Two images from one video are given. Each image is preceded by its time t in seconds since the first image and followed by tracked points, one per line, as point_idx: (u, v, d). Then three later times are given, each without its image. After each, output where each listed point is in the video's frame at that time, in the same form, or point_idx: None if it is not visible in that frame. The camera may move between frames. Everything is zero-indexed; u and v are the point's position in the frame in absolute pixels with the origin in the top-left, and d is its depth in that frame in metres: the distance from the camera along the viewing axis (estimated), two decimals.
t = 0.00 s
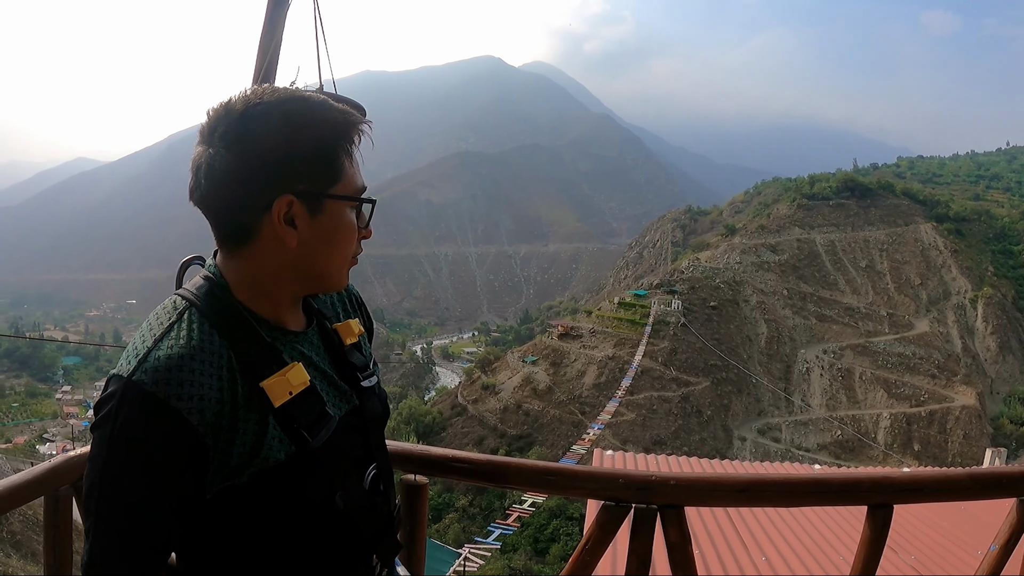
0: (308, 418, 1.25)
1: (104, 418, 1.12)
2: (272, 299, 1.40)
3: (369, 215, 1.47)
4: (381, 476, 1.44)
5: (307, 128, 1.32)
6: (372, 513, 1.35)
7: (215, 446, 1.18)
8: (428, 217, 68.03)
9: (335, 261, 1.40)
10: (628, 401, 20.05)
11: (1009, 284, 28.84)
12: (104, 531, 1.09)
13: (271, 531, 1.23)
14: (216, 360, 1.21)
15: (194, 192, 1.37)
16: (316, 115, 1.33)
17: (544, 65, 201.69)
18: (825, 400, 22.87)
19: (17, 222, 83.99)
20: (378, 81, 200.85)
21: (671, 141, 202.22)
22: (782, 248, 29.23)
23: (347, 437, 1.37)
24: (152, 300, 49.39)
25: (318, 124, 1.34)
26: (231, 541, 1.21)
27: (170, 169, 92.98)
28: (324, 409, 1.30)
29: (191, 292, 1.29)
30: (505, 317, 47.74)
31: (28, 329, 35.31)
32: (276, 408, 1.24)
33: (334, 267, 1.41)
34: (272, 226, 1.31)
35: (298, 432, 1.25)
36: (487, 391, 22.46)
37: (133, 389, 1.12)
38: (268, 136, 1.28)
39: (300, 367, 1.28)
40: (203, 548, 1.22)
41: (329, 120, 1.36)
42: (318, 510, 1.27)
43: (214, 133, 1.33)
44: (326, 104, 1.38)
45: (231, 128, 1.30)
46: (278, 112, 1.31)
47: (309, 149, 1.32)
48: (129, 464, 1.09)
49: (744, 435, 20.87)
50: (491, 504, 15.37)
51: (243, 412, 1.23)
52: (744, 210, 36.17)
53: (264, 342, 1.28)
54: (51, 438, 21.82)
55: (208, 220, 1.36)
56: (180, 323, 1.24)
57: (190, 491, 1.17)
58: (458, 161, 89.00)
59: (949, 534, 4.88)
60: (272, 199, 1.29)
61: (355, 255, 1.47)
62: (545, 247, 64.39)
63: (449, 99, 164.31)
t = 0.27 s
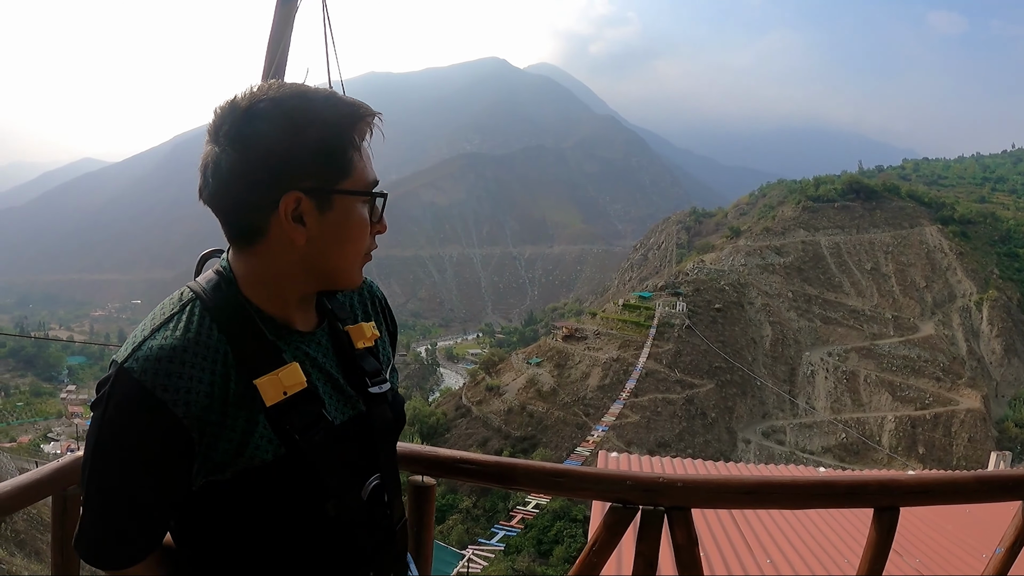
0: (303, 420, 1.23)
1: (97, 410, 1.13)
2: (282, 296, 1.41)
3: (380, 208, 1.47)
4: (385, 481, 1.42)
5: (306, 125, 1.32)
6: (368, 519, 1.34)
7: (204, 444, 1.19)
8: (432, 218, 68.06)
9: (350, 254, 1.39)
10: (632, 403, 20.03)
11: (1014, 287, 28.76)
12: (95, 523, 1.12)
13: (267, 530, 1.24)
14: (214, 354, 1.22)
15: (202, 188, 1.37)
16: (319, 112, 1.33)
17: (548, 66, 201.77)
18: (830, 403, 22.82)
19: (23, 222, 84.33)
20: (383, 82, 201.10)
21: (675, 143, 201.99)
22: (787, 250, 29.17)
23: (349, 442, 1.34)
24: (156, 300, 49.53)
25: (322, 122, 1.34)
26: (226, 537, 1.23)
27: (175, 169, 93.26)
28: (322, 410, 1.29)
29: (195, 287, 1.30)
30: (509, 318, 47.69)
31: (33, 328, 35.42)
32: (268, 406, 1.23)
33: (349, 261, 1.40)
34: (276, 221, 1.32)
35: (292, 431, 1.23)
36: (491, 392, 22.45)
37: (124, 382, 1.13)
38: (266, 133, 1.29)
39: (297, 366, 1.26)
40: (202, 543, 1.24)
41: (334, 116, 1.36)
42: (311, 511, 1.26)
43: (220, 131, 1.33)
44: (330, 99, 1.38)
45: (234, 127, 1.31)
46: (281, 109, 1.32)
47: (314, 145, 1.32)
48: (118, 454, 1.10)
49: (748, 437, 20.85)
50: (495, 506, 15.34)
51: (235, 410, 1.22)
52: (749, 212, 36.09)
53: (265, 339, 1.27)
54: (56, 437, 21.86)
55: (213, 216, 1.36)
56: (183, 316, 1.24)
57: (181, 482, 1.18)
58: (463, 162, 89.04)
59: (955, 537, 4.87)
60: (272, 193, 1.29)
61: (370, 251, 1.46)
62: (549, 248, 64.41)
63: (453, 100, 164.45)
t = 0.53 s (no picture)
0: (292, 424, 1.21)
1: (91, 401, 1.15)
2: (282, 298, 1.39)
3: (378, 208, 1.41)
4: (382, 491, 1.39)
5: (298, 124, 1.30)
6: (357, 529, 1.31)
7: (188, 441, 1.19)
8: (432, 217, 68.05)
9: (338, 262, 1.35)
10: (632, 402, 20.05)
11: (1014, 287, 28.77)
12: (88, 508, 1.16)
13: (254, 541, 1.21)
14: (209, 352, 1.22)
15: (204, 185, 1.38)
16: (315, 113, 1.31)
17: (549, 65, 201.68)
18: (830, 402, 22.83)
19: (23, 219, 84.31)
20: (383, 80, 200.98)
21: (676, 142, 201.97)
22: (787, 249, 29.19)
23: (344, 449, 1.32)
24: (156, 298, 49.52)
25: (313, 121, 1.31)
26: (212, 542, 1.21)
27: (176, 168, 93.26)
28: (315, 415, 1.27)
29: (201, 282, 1.32)
30: (509, 317, 47.68)
31: (32, 326, 35.45)
32: (257, 407, 1.22)
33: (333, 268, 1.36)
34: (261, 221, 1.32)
35: (282, 433, 1.21)
36: (491, 391, 22.47)
37: (116, 371, 1.14)
38: (261, 132, 1.30)
39: (290, 369, 1.25)
40: (189, 545, 1.23)
41: (323, 117, 1.32)
42: (298, 518, 1.23)
43: (222, 129, 1.33)
44: (328, 96, 1.35)
45: (234, 126, 1.31)
46: (276, 109, 1.30)
47: (305, 146, 1.31)
48: (111, 443, 1.13)
49: (747, 436, 20.84)
50: (494, 504, 15.32)
51: (225, 409, 1.22)
52: (749, 211, 36.11)
53: (260, 338, 1.26)
54: (55, 435, 21.87)
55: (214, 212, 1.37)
56: (183, 311, 1.26)
57: (170, 475, 1.19)
58: (463, 161, 89.05)
59: (953, 536, 4.87)
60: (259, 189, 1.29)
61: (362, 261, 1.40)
62: (549, 247, 64.40)
63: (453, 99, 164.38)
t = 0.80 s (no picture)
0: (289, 420, 1.19)
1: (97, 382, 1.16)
2: (279, 293, 1.37)
3: (354, 203, 1.34)
4: (381, 497, 1.35)
5: (289, 119, 1.30)
6: (350, 534, 1.27)
7: (185, 431, 1.18)
8: (436, 215, 68.08)
9: (291, 260, 1.28)
10: (635, 401, 20.05)
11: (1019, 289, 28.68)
12: (84, 488, 1.16)
13: (247, 543, 1.19)
14: (213, 341, 1.22)
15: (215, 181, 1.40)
16: (298, 110, 1.30)
17: (554, 64, 201.59)
18: (833, 403, 22.78)
19: (30, 215, 84.67)
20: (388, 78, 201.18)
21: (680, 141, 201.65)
22: (792, 250, 29.14)
23: (344, 447, 1.29)
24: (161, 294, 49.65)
25: (302, 116, 1.30)
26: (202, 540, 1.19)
27: (180, 165, 93.56)
28: (313, 411, 1.24)
29: (215, 272, 1.32)
30: (513, 315, 47.67)
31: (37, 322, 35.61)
32: (255, 399, 1.20)
33: (284, 265, 1.29)
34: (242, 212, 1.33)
35: (275, 428, 1.19)
36: (494, 389, 22.51)
37: (121, 353, 1.15)
38: (262, 128, 1.31)
39: (290, 365, 1.23)
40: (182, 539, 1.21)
41: (294, 111, 1.30)
42: (289, 517, 1.20)
43: (231, 125, 1.36)
44: (319, 91, 1.34)
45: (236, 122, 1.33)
46: (271, 105, 1.31)
47: (293, 139, 1.29)
48: (114, 423, 1.13)
49: (751, 436, 20.80)
50: (497, 502, 15.29)
51: (222, 400, 1.21)
52: (754, 211, 36.06)
53: (264, 329, 1.25)
54: (59, 431, 21.99)
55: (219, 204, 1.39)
56: (193, 299, 1.26)
57: (169, 460, 1.19)
58: (467, 159, 89.04)
59: (957, 538, 4.86)
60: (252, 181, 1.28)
61: (334, 261, 1.31)
62: (553, 246, 64.34)
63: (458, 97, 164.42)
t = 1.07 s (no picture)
0: (286, 413, 1.19)
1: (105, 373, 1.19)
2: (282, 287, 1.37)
3: (342, 192, 1.33)
4: (383, 500, 1.32)
5: (285, 116, 1.34)
6: (346, 533, 1.25)
7: (183, 420, 1.19)
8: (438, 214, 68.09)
9: (277, 249, 1.28)
10: (637, 402, 20.04)
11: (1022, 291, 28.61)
12: (90, 471, 1.20)
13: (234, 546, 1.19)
14: (217, 332, 1.24)
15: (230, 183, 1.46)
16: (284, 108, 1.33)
17: (557, 64, 201.51)
18: (835, 405, 22.74)
19: (32, 213, 84.81)
20: (391, 77, 201.22)
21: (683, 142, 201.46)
22: (794, 251, 29.11)
23: (342, 445, 1.27)
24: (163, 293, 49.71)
25: (295, 111, 1.33)
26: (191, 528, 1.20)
27: (183, 164, 93.68)
28: (311, 406, 1.23)
29: (232, 269, 1.36)
30: (515, 315, 47.68)
31: (39, 320, 35.65)
32: (250, 388, 1.20)
33: (270, 254, 1.30)
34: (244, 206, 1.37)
35: (270, 421, 1.18)
36: (496, 389, 22.47)
37: (129, 339, 1.19)
38: (262, 125, 1.35)
39: (287, 358, 1.22)
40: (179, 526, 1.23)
41: (291, 107, 1.33)
42: (281, 514, 1.19)
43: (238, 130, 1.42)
44: (311, 88, 1.36)
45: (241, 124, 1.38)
46: (270, 103, 1.35)
47: (285, 135, 1.32)
48: (121, 407, 1.17)
49: (752, 438, 20.77)
50: (498, 502, 15.30)
51: (219, 394, 1.21)
52: (757, 212, 35.99)
53: (264, 319, 1.26)
54: (61, 428, 22.03)
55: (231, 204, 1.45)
56: (204, 292, 1.30)
57: (169, 447, 1.21)
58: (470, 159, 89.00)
59: (960, 540, 4.84)
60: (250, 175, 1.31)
61: (326, 251, 1.30)
62: (555, 246, 64.33)
63: (461, 96, 164.39)
